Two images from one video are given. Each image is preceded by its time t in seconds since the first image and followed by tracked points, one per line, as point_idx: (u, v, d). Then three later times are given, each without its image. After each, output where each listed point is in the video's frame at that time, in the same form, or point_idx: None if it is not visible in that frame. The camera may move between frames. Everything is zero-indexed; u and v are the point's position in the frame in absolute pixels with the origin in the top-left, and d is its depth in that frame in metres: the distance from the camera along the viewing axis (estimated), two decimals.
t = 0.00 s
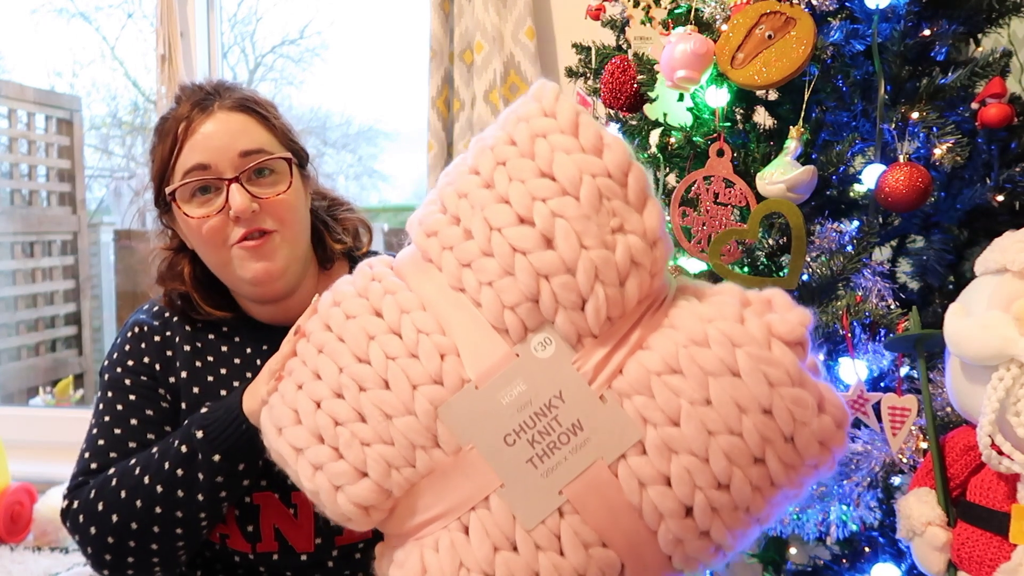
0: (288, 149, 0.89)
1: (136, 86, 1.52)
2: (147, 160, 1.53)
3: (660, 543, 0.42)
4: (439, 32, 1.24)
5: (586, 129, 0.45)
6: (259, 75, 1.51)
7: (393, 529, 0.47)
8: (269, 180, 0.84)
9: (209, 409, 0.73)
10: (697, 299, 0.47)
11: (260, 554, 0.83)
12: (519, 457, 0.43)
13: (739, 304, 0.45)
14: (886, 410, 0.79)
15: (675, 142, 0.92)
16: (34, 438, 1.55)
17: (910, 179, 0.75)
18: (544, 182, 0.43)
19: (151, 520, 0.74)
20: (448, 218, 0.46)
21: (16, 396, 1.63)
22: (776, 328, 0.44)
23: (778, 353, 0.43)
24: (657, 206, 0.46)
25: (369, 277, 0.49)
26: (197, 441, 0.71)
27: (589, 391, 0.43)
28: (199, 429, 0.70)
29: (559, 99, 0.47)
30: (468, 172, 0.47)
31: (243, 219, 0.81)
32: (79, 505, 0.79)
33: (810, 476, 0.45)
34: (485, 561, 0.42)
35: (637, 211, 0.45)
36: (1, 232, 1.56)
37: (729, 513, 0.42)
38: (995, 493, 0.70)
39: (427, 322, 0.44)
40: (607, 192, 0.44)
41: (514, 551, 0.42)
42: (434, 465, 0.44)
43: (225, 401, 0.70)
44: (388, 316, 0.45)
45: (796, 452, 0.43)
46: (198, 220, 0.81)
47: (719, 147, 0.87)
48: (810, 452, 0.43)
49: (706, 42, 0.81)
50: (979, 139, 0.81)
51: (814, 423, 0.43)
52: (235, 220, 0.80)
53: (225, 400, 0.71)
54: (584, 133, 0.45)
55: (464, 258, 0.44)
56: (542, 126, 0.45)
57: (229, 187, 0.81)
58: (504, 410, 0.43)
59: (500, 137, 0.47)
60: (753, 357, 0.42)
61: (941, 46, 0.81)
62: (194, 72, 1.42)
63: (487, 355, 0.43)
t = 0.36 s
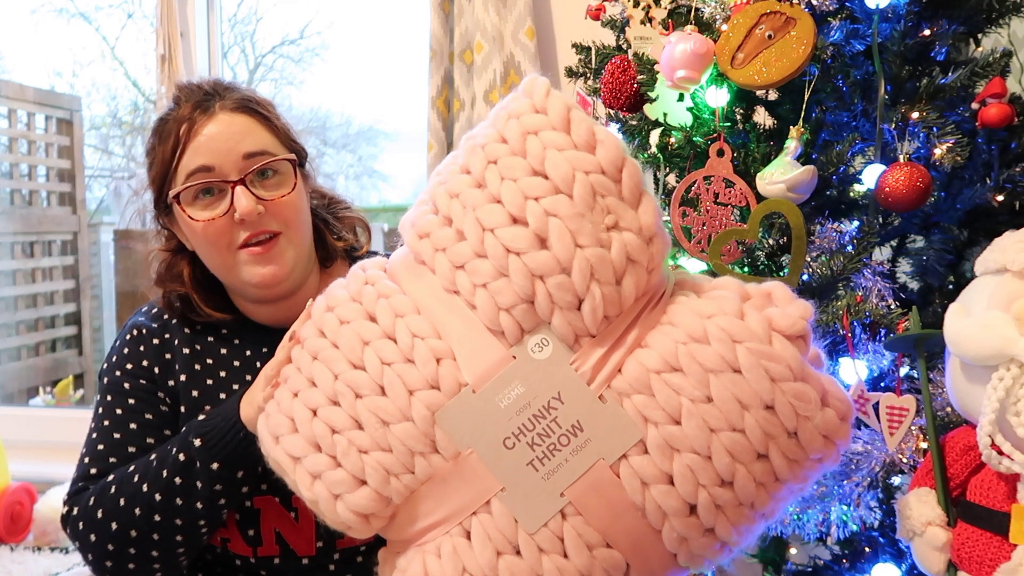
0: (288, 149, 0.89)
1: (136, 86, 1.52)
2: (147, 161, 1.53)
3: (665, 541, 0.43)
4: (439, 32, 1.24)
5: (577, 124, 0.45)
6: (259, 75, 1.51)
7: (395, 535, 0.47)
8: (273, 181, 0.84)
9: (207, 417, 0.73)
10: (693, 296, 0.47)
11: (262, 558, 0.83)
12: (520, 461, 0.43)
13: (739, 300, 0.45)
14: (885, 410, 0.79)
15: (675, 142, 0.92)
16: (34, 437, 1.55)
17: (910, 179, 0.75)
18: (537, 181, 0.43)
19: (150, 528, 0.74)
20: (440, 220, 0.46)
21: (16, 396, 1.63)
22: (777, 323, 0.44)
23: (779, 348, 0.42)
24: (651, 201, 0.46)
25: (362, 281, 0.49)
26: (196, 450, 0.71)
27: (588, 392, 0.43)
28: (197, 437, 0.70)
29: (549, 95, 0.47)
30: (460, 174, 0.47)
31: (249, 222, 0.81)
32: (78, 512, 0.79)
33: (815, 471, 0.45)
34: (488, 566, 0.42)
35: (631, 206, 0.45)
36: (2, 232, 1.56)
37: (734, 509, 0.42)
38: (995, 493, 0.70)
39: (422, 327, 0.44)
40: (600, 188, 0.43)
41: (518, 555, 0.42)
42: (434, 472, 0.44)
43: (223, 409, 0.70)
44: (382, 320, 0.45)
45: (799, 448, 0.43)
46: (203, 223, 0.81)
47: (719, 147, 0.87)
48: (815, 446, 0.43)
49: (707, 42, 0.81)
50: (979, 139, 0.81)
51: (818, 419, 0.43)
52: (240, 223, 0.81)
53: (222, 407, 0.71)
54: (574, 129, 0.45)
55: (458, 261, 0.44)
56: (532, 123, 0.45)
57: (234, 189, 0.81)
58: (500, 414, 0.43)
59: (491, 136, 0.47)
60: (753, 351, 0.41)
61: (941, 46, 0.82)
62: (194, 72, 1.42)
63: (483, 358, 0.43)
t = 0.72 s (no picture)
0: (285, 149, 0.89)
1: (136, 86, 1.52)
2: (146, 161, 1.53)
3: (666, 541, 0.43)
4: (439, 32, 1.24)
5: (586, 126, 0.45)
6: (259, 75, 1.51)
7: (396, 533, 0.47)
8: (270, 181, 0.84)
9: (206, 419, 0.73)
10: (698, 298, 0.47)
11: (262, 559, 0.84)
12: (523, 459, 0.43)
13: (743, 303, 0.45)
14: (885, 410, 0.79)
15: (675, 142, 0.92)
16: (34, 438, 1.55)
17: (910, 179, 0.75)
18: (545, 181, 0.43)
19: (151, 530, 0.74)
20: (447, 218, 0.46)
21: (16, 396, 1.62)
22: (780, 325, 0.44)
23: (782, 350, 0.42)
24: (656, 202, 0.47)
25: (367, 279, 0.49)
26: (196, 451, 0.71)
27: (592, 391, 0.43)
28: (198, 439, 0.70)
29: (557, 97, 0.47)
30: (467, 173, 0.47)
31: (247, 223, 0.81)
32: (78, 515, 0.79)
33: (816, 472, 0.45)
34: (490, 564, 0.42)
35: (638, 208, 0.45)
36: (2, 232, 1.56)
37: (736, 510, 0.42)
38: (995, 493, 0.70)
39: (428, 324, 0.44)
40: (608, 190, 0.44)
41: (520, 553, 0.42)
42: (437, 469, 0.44)
43: (223, 411, 0.70)
44: (388, 317, 0.45)
45: (801, 449, 0.43)
46: (201, 224, 0.81)
47: (719, 147, 0.87)
48: (817, 448, 0.43)
49: (706, 42, 0.81)
50: (979, 139, 0.81)
51: (819, 419, 0.43)
52: (238, 224, 0.80)
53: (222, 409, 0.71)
54: (583, 130, 0.45)
55: (464, 258, 0.44)
56: (541, 124, 0.45)
57: (230, 190, 0.81)
58: (505, 412, 0.43)
59: (499, 136, 0.47)
60: (757, 353, 0.42)
61: (941, 46, 0.81)
62: (194, 71, 1.42)
63: (489, 356, 0.43)
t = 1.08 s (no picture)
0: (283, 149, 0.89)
1: (136, 86, 1.52)
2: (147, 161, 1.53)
3: (657, 543, 0.42)
4: (439, 32, 1.24)
5: (581, 125, 0.45)
6: (259, 75, 1.51)
7: (389, 531, 0.47)
8: (268, 179, 0.84)
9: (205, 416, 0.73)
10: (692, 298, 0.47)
11: (262, 558, 0.83)
12: (515, 457, 0.43)
13: (737, 303, 0.45)
14: (887, 410, 0.79)
15: (675, 142, 0.92)
16: (33, 438, 1.55)
17: (910, 179, 0.75)
18: (539, 180, 0.43)
19: (151, 529, 0.74)
20: (442, 217, 0.46)
21: (16, 396, 1.62)
22: (774, 325, 0.44)
23: (775, 351, 0.42)
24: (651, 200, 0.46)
25: (364, 277, 0.49)
26: (195, 450, 0.70)
27: (584, 390, 0.43)
28: (197, 437, 0.70)
29: (553, 96, 0.47)
30: (463, 171, 0.47)
31: (245, 220, 0.81)
32: (79, 515, 0.79)
33: (809, 474, 0.45)
34: (480, 563, 0.42)
35: (631, 207, 0.45)
36: (2, 232, 1.56)
37: (728, 511, 0.42)
38: (995, 493, 0.70)
39: (422, 322, 0.44)
40: (602, 189, 0.44)
41: (510, 552, 0.42)
42: (429, 466, 0.44)
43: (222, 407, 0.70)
44: (382, 315, 0.45)
45: (794, 449, 0.43)
46: (199, 222, 0.81)
47: (719, 147, 0.87)
48: (810, 450, 0.43)
49: (706, 42, 0.81)
50: (979, 139, 0.81)
51: (813, 420, 0.43)
52: (236, 221, 0.80)
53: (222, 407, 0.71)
54: (579, 129, 0.45)
55: (458, 256, 0.44)
56: (537, 123, 0.45)
57: (227, 186, 0.81)
58: (498, 410, 0.43)
59: (495, 135, 0.47)
60: (750, 354, 0.42)
61: (941, 46, 0.81)
62: (194, 71, 1.42)
63: (482, 354, 0.43)
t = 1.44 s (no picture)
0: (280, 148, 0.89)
1: (136, 86, 1.52)
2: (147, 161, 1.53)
3: (652, 540, 0.42)
4: (439, 32, 1.24)
5: (574, 123, 0.45)
6: (259, 75, 1.51)
7: (384, 528, 0.47)
8: (261, 179, 0.83)
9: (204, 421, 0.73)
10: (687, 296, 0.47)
11: (262, 557, 0.83)
12: (508, 455, 0.43)
13: (731, 301, 0.45)
14: (885, 410, 0.80)
15: (675, 142, 0.92)
16: (33, 438, 1.55)
17: (910, 179, 0.75)
18: (532, 178, 0.43)
19: (151, 530, 0.74)
20: (437, 216, 0.46)
21: (16, 396, 1.63)
22: (768, 323, 0.44)
23: (769, 348, 0.42)
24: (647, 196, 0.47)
25: (359, 276, 0.49)
26: (194, 453, 0.70)
27: (578, 388, 0.43)
28: (196, 441, 0.70)
29: (547, 95, 0.47)
30: (457, 170, 0.47)
31: (235, 220, 0.80)
32: (79, 514, 0.79)
33: (804, 472, 0.45)
34: (473, 560, 0.42)
35: (625, 205, 0.45)
36: (1, 232, 1.56)
37: (722, 509, 0.42)
38: (996, 493, 0.70)
39: (416, 320, 0.44)
40: (595, 186, 0.43)
41: (504, 549, 0.42)
42: (423, 464, 0.44)
43: (220, 412, 0.69)
44: (377, 314, 0.45)
45: (788, 448, 0.43)
46: (190, 222, 0.81)
47: (719, 147, 0.87)
48: (805, 448, 0.43)
49: (707, 42, 0.81)
50: (979, 138, 0.82)
51: (807, 419, 0.43)
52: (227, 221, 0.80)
53: (220, 410, 0.70)
54: (571, 127, 0.45)
55: (452, 255, 0.44)
56: (530, 121, 0.45)
57: (219, 187, 0.80)
58: (491, 408, 0.43)
59: (489, 134, 0.47)
60: (745, 351, 0.41)
61: (941, 46, 0.82)
62: (194, 72, 1.42)
63: (475, 352, 0.43)
